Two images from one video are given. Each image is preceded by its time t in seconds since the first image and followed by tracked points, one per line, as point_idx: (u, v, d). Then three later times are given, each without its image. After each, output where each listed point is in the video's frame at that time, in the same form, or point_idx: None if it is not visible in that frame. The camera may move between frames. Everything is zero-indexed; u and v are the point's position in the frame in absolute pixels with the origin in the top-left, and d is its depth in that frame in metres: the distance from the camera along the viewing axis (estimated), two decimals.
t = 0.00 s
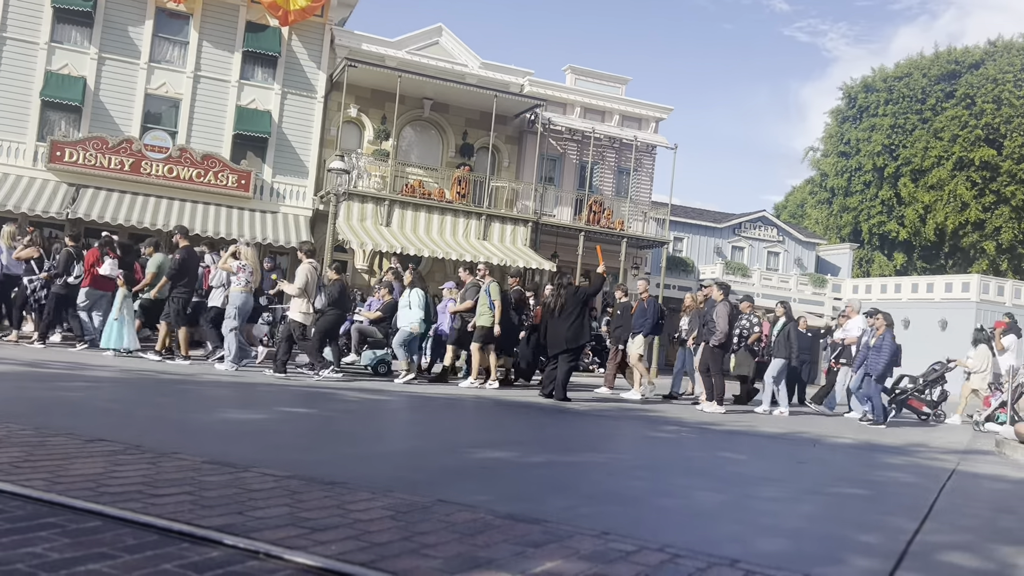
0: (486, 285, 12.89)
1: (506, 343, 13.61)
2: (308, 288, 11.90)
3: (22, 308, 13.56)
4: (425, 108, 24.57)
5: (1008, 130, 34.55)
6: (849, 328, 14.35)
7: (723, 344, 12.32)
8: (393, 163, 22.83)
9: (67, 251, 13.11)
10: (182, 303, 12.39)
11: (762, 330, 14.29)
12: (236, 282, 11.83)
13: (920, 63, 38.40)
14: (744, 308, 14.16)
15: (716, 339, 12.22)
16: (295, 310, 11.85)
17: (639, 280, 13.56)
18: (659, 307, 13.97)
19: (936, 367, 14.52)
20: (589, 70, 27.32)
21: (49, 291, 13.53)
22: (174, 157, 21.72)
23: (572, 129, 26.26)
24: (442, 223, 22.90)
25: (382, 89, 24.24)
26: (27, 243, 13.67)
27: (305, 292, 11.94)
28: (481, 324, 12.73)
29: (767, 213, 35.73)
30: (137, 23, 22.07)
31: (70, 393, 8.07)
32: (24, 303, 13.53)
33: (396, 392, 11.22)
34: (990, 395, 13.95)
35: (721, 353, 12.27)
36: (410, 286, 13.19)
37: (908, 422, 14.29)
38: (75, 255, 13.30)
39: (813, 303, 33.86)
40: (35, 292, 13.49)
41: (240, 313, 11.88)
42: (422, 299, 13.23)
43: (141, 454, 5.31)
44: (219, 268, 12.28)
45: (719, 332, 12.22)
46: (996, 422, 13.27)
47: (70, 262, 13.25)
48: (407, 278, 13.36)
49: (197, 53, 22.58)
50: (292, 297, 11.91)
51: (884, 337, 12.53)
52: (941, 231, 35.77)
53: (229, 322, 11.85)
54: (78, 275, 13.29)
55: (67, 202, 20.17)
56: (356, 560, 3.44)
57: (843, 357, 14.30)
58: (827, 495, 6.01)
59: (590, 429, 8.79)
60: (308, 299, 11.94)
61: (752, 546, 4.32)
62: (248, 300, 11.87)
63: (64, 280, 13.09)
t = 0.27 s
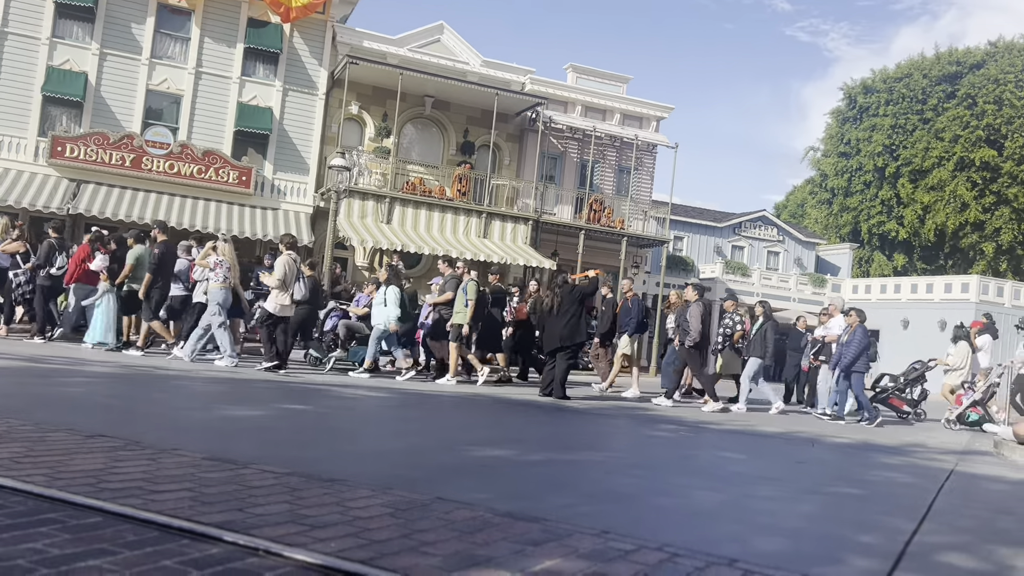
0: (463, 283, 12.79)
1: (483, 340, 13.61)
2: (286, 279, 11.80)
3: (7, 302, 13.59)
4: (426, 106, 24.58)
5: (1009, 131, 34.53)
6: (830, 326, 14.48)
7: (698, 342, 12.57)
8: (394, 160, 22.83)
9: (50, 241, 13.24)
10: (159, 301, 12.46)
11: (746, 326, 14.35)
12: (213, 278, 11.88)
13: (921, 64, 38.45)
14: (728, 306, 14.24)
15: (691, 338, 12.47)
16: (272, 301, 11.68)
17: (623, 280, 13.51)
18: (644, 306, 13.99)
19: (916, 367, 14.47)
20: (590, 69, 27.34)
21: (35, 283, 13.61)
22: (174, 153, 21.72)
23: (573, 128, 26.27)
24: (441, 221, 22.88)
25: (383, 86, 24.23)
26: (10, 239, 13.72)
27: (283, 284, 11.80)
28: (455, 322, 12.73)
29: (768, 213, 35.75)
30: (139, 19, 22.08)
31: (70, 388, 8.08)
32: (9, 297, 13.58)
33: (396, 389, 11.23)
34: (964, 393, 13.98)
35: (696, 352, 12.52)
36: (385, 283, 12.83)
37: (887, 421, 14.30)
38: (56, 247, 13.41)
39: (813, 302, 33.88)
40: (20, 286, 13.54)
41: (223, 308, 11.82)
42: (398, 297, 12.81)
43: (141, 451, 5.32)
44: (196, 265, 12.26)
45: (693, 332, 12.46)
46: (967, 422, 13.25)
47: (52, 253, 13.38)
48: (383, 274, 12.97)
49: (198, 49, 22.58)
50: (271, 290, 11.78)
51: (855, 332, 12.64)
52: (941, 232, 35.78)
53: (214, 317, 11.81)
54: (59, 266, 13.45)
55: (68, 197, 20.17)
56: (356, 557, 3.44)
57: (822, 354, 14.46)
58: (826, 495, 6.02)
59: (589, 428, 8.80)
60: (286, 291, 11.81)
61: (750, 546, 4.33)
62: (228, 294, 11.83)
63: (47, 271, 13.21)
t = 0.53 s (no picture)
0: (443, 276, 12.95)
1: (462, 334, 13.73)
2: (262, 274, 11.75)
3: None
4: (427, 104, 24.54)
5: (1009, 132, 34.50)
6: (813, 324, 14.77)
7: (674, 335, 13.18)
8: (394, 158, 22.84)
9: (34, 238, 13.08)
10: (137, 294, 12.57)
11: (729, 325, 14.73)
12: (191, 272, 11.89)
13: (921, 64, 38.45)
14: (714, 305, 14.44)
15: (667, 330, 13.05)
16: (249, 298, 11.65)
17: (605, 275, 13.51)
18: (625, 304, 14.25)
19: (897, 365, 14.61)
20: (591, 67, 27.33)
21: (21, 277, 13.49)
22: (175, 149, 21.70)
23: (574, 126, 26.27)
24: (442, 219, 22.88)
25: (383, 83, 24.23)
26: None
27: (259, 280, 11.77)
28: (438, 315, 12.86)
29: (768, 212, 35.76)
30: (140, 16, 22.07)
31: (70, 384, 8.08)
32: None
33: (395, 387, 11.25)
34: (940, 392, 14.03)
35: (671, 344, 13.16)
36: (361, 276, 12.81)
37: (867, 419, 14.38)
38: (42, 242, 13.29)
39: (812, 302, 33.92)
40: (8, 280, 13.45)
41: (195, 302, 11.88)
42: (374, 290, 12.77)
43: (140, 447, 5.32)
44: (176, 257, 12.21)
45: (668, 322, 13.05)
46: (944, 419, 13.39)
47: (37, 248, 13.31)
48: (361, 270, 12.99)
49: (199, 45, 22.57)
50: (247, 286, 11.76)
51: (832, 329, 12.72)
52: (941, 232, 35.79)
53: (183, 310, 11.88)
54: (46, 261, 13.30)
55: (68, 194, 20.17)
56: (355, 555, 3.45)
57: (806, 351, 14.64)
58: (824, 494, 6.03)
59: (589, 426, 8.81)
60: (263, 287, 11.77)
61: (748, 545, 4.34)
62: (202, 290, 11.90)
63: (32, 267, 12.98)
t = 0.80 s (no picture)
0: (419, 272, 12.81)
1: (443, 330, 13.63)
2: (240, 268, 11.94)
3: None
4: (426, 102, 24.52)
5: (1009, 132, 34.51)
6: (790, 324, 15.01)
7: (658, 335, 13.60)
8: (393, 155, 22.82)
9: (20, 231, 13.38)
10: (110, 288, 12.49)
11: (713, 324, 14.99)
12: (170, 267, 11.91)
13: (920, 64, 38.45)
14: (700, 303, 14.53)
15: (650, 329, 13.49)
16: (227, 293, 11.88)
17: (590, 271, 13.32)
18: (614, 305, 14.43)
19: (878, 362, 14.67)
20: (591, 66, 27.34)
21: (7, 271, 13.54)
22: (174, 145, 21.67)
23: (573, 124, 26.26)
24: (440, 217, 22.87)
25: (383, 80, 24.21)
26: None
27: (237, 273, 11.96)
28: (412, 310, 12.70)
29: (767, 211, 35.77)
30: (139, 12, 22.03)
31: (67, 380, 8.07)
32: None
33: (393, 384, 11.25)
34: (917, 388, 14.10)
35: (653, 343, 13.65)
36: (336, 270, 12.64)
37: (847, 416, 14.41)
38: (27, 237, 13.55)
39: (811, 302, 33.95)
40: None
41: (173, 297, 11.88)
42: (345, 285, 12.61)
43: (137, 444, 5.31)
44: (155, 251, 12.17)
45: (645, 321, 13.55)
46: (921, 418, 13.33)
47: (22, 244, 13.47)
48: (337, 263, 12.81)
49: (198, 42, 22.54)
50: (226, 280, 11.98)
51: (807, 329, 12.74)
52: (940, 232, 35.80)
53: (159, 305, 11.83)
54: (31, 256, 13.52)
55: (67, 190, 20.15)
56: (352, 553, 3.44)
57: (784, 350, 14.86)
58: (822, 493, 6.03)
59: (586, 425, 8.81)
60: (240, 281, 11.96)
61: (745, 544, 4.33)
62: (181, 284, 11.90)
63: (15, 260, 13.29)
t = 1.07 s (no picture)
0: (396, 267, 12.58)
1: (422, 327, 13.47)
2: (224, 266, 11.87)
3: None
4: (425, 100, 24.51)
5: (1007, 132, 34.54)
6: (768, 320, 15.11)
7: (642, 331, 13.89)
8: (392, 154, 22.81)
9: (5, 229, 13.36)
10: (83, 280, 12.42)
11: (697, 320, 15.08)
12: (144, 262, 11.90)
13: (918, 64, 38.46)
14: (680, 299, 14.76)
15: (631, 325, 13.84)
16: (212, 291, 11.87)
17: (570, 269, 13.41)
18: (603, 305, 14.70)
19: (858, 359, 14.63)
20: (589, 65, 27.35)
21: None
22: (172, 144, 21.68)
23: (572, 123, 26.26)
24: (438, 216, 22.85)
25: (382, 79, 24.20)
26: None
27: (221, 271, 11.89)
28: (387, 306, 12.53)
29: (765, 211, 35.81)
30: (138, 11, 22.01)
31: (65, 379, 8.07)
32: None
33: (391, 383, 11.25)
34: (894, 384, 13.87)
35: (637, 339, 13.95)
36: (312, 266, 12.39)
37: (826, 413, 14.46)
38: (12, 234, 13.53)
39: (809, 301, 34.03)
40: None
41: (148, 293, 11.92)
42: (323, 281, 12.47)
43: (136, 443, 5.31)
44: (128, 246, 12.19)
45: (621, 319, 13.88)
46: (898, 415, 13.37)
47: (8, 241, 13.44)
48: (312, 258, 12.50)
49: (197, 40, 22.51)
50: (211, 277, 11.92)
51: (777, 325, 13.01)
52: (938, 231, 35.84)
53: (133, 300, 11.83)
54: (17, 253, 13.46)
55: (65, 188, 20.14)
56: (351, 552, 3.45)
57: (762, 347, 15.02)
58: (820, 493, 6.04)
59: (584, 424, 8.82)
60: (225, 278, 11.92)
61: (743, 544, 4.34)
62: (155, 279, 11.92)
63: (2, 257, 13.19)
